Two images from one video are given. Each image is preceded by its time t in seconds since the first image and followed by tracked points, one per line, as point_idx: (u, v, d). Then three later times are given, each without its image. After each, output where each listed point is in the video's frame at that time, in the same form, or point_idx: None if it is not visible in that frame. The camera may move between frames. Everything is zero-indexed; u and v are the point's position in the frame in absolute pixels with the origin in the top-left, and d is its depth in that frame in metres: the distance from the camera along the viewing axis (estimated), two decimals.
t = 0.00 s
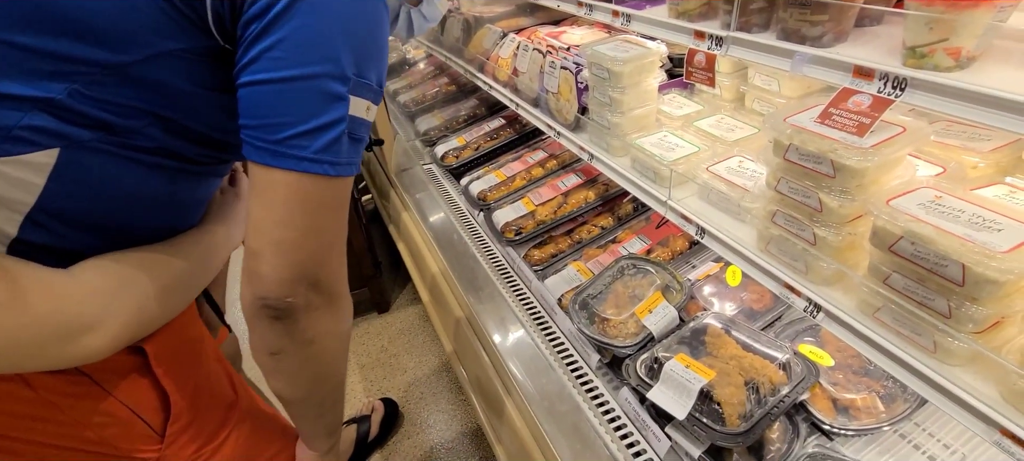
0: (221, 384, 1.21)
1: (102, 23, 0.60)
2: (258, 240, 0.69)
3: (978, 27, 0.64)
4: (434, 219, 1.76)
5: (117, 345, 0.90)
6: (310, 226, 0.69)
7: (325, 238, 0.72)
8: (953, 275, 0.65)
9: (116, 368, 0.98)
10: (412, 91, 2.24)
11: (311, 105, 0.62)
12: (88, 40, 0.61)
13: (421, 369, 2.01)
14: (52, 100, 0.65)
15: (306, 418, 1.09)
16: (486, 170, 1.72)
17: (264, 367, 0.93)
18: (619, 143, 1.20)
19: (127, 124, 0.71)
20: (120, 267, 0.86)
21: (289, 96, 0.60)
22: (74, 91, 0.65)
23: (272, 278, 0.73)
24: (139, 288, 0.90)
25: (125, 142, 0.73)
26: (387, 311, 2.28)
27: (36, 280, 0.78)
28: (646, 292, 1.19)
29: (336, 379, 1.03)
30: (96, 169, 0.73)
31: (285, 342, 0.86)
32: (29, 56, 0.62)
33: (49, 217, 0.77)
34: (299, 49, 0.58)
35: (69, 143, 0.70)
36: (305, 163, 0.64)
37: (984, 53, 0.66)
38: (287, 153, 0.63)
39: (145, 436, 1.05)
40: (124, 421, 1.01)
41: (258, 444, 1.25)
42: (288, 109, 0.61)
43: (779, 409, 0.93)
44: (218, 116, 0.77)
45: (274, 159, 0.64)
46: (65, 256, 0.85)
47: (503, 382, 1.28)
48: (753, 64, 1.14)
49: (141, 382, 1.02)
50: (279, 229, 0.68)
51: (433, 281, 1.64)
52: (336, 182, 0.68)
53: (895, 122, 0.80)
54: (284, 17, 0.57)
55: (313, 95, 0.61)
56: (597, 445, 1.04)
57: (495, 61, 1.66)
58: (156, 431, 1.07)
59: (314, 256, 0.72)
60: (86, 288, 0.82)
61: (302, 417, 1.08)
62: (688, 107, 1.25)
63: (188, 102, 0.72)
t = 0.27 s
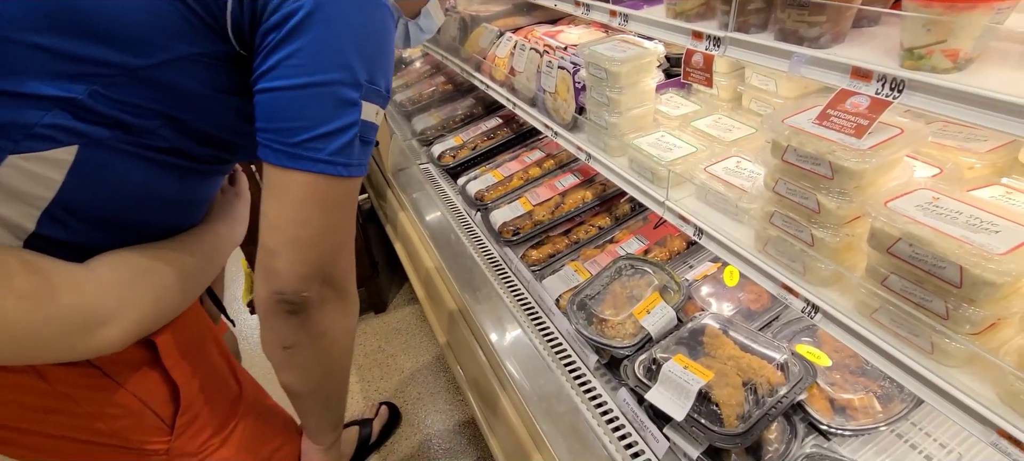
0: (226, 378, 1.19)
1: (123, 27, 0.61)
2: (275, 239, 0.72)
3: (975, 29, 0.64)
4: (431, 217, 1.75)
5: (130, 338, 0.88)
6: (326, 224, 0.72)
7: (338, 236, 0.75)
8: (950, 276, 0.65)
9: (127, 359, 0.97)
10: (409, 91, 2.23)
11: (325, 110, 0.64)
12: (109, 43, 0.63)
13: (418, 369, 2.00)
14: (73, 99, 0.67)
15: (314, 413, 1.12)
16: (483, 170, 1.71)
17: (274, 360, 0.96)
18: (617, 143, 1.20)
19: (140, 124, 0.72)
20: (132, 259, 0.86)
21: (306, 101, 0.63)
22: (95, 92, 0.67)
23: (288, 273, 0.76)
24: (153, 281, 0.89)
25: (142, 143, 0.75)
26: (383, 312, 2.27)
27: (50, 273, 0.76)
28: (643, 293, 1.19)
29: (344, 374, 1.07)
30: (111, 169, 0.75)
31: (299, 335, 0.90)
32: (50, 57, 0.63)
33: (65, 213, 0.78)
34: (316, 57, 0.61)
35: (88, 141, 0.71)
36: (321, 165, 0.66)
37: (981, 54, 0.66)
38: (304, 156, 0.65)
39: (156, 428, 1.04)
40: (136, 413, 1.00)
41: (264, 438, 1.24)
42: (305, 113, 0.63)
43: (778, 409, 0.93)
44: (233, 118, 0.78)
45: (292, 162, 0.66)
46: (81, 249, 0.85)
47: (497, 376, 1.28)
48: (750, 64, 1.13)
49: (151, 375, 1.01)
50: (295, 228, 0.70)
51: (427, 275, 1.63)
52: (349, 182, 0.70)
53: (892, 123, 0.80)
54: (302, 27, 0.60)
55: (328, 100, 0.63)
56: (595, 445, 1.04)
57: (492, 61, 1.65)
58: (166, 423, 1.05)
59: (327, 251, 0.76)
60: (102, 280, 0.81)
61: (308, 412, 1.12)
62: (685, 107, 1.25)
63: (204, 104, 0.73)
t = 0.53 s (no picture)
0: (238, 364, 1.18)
1: (150, 16, 0.65)
2: (294, 224, 0.74)
3: (976, 28, 0.64)
4: (429, 214, 1.74)
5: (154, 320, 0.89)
6: (343, 210, 0.75)
7: (354, 221, 0.79)
8: (951, 275, 0.66)
9: (145, 341, 0.96)
10: (408, 87, 2.23)
11: (343, 99, 0.67)
12: (138, 33, 0.66)
13: (417, 366, 2.00)
14: (100, 86, 0.69)
15: (323, 397, 1.17)
16: (482, 167, 1.71)
17: (286, 343, 1.00)
18: (617, 140, 1.20)
19: (161, 112, 0.74)
20: (156, 244, 0.87)
21: (326, 90, 0.66)
22: (120, 79, 0.69)
23: (305, 257, 0.78)
24: (176, 264, 0.90)
25: (163, 130, 0.77)
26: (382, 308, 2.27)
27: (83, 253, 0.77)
28: (644, 290, 1.19)
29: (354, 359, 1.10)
30: (133, 155, 0.77)
31: (315, 318, 0.94)
32: (81, 44, 0.66)
33: (89, 198, 0.80)
34: (336, 48, 0.64)
35: (113, 127, 0.73)
36: (339, 152, 0.69)
37: (983, 54, 0.67)
38: (323, 143, 0.68)
39: (173, 410, 1.03)
40: (154, 394, 0.99)
41: (274, 425, 1.23)
42: (324, 102, 0.66)
43: (778, 406, 0.94)
44: (251, 111, 0.80)
45: (311, 148, 0.68)
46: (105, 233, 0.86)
47: (494, 366, 1.29)
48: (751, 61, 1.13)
49: (169, 356, 1.00)
50: (314, 213, 0.73)
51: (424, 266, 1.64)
52: (365, 169, 0.74)
53: (894, 121, 0.80)
54: (322, 19, 0.63)
55: (347, 90, 0.66)
56: (595, 441, 1.04)
57: (491, 57, 1.65)
58: (183, 405, 1.04)
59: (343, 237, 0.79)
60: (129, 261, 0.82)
61: (318, 395, 1.16)
62: (686, 104, 1.26)
63: (223, 94, 0.75)
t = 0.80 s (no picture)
0: (247, 355, 1.19)
1: (174, 8, 0.66)
2: (310, 215, 0.77)
3: (982, 29, 0.64)
4: (430, 210, 1.73)
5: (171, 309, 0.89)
6: (356, 198, 0.77)
7: (366, 212, 0.81)
8: (955, 275, 0.66)
9: (162, 328, 0.96)
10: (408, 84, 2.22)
11: (359, 92, 0.69)
12: (164, 26, 0.67)
13: (417, 363, 2.00)
14: (126, 76, 0.70)
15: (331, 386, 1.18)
16: (483, 165, 1.71)
17: (298, 331, 1.03)
18: (619, 138, 1.20)
19: (181, 103, 0.75)
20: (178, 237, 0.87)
21: (343, 83, 0.68)
22: (143, 70, 0.70)
23: (320, 246, 0.81)
24: (196, 255, 0.90)
25: (180, 120, 0.78)
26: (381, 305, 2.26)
27: (111, 243, 0.78)
28: (645, 289, 1.19)
29: (365, 348, 1.13)
30: (153, 144, 0.78)
31: (327, 306, 0.97)
32: (110, 35, 0.67)
33: (111, 186, 0.81)
34: (353, 42, 0.66)
35: (135, 116, 0.74)
36: (354, 144, 0.71)
37: (988, 54, 0.67)
38: (339, 135, 0.70)
39: (188, 396, 1.04)
40: (170, 381, 1.00)
41: (284, 414, 1.24)
42: (341, 95, 0.68)
43: (779, 405, 0.94)
44: (267, 103, 0.81)
45: (327, 140, 0.70)
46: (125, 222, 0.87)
47: (493, 360, 1.29)
48: (754, 60, 1.13)
49: (184, 344, 1.01)
50: (329, 204, 0.76)
51: (422, 261, 1.64)
52: (379, 160, 0.76)
53: (898, 121, 0.80)
54: (341, 14, 0.65)
55: (363, 84, 0.68)
56: (596, 439, 1.04)
57: (492, 55, 1.65)
58: (197, 393, 1.05)
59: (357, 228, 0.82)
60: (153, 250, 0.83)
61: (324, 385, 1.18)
62: (688, 103, 1.25)
63: (241, 85, 0.76)
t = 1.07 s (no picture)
0: (253, 350, 1.19)
1: (188, 5, 0.66)
2: (319, 210, 0.79)
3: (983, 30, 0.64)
4: (430, 209, 1.73)
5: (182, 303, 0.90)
6: (364, 196, 0.79)
7: (374, 209, 0.83)
8: (954, 277, 0.66)
9: (172, 322, 0.96)
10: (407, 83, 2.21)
11: (370, 91, 0.70)
12: (177, 21, 0.67)
13: (415, 363, 2.00)
14: (138, 71, 0.70)
15: (337, 382, 1.21)
16: (482, 164, 1.71)
17: (305, 328, 1.06)
18: (619, 138, 1.20)
19: (191, 98, 0.75)
20: (188, 232, 0.88)
21: (354, 82, 0.68)
22: (156, 66, 0.70)
23: (329, 242, 0.84)
24: (206, 250, 0.91)
25: (193, 116, 0.78)
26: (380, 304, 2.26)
27: (128, 236, 0.79)
28: (644, 289, 1.19)
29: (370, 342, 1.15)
30: (166, 139, 0.78)
31: (333, 301, 0.99)
32: (124, 30, 0.67)
33: (122, 180, 0.81)
34: (364, 42, 0.66)
35: (149, 111, 0.75)
36: (365, 142, 0.72)
37: (987, 56, 0.67)
38: (350, 132, 0.71)
39: (196, 390, 1.03)
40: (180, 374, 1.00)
41: (289, 409, 1.24)
42: (352, 93, 0.69)
43: (778, 406, 0.94)
44: (275, 100, 0.81)
45: (338, 137, 0.71)
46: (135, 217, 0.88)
47: (493, 362, 1.29)
48: (753, 61, 1.13)
49: (193, 337, 1.00)
50: (338, 200, 0.78)
51: (420, 259, 1.64)
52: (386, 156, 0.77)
53: (897, 123, 0.80)
54: (352, 13, 0.65)
55: (373, 82, 0.69)
56: (595, 439, 1.04)
57: (491, 54, 1.65)
58: (206, 386, 1.04)
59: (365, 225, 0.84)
60: (166, 244, 0.84)
61: (331, 381, 1.20)
62: (687, 103, 1.25)
63: (253, 83, 0.77)
